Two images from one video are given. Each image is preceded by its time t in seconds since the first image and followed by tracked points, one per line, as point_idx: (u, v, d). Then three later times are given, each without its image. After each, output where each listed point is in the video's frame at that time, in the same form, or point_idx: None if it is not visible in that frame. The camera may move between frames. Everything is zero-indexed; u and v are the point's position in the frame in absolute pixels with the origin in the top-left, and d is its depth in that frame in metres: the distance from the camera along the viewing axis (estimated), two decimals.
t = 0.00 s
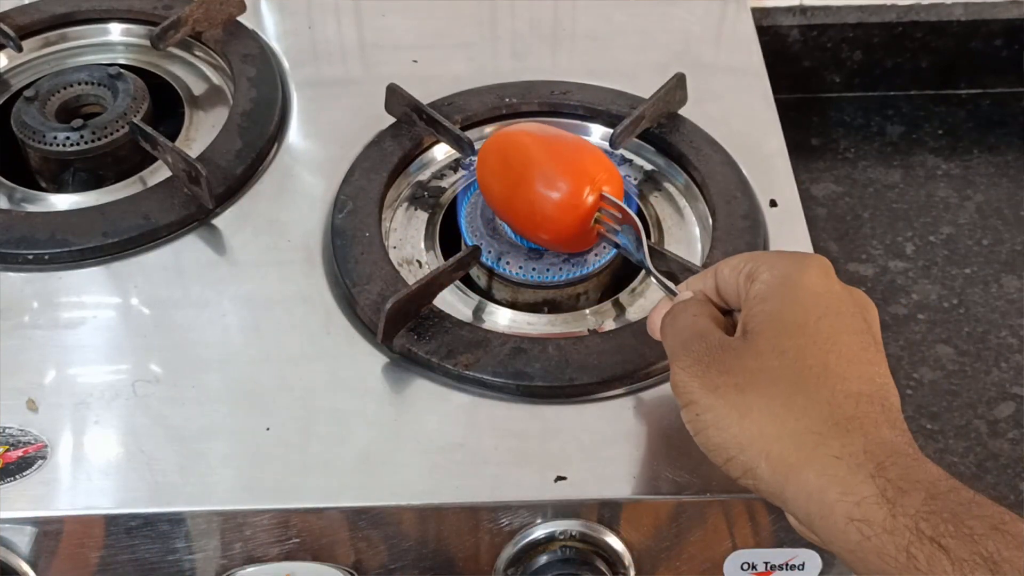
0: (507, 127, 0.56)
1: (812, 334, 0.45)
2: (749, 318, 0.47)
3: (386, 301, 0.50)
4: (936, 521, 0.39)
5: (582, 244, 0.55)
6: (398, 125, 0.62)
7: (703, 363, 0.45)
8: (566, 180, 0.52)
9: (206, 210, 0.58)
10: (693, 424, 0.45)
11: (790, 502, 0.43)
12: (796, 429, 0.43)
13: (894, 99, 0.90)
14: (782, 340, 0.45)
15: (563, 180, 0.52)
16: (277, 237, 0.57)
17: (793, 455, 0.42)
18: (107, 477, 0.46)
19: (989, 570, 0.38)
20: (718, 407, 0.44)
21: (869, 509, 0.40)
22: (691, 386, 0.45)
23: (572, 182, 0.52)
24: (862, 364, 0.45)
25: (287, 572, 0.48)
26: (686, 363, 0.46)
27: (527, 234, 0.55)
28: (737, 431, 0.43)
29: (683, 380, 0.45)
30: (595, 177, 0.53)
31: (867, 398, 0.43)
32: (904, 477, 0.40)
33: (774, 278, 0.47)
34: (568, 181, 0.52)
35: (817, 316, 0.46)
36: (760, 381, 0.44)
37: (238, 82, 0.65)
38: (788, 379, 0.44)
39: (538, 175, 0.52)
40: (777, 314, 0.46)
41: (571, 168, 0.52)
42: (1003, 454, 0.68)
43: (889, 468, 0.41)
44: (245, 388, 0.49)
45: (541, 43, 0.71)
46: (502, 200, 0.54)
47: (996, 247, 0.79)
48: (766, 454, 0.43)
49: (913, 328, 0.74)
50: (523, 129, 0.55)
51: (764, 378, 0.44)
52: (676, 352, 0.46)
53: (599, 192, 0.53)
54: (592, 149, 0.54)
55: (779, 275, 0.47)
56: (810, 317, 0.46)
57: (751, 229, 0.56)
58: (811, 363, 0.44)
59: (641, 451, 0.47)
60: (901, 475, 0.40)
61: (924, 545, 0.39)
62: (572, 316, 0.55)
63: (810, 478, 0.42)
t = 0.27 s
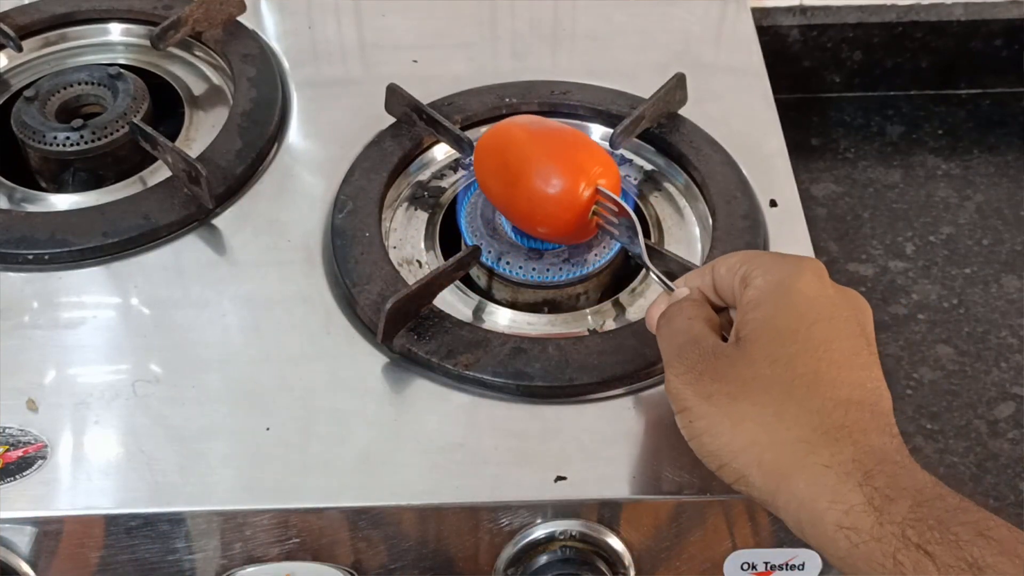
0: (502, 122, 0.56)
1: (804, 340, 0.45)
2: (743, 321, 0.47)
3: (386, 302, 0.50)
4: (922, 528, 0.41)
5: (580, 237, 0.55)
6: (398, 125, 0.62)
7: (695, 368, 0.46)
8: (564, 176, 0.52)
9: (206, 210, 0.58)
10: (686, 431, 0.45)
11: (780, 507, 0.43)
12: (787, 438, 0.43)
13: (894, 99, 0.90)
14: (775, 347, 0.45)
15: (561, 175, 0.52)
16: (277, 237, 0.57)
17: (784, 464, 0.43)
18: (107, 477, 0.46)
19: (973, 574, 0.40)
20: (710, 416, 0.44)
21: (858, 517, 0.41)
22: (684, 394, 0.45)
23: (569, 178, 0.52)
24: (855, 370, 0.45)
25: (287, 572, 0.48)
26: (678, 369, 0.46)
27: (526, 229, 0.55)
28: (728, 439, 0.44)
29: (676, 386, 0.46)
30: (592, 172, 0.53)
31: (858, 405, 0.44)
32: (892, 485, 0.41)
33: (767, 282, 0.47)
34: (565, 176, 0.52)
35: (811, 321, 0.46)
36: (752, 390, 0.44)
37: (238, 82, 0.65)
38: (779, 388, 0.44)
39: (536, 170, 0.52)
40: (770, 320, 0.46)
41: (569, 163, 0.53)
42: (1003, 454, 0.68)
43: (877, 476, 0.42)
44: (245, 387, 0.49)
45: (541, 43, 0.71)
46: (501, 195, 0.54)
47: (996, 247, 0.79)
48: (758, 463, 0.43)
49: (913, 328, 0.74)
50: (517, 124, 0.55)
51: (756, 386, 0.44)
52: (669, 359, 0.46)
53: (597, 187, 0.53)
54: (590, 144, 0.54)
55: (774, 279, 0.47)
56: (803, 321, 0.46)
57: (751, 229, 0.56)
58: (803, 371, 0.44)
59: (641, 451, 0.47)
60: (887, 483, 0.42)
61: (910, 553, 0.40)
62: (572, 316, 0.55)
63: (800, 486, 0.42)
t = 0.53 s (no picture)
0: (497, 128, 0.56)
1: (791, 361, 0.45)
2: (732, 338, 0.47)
3: (386, 302, 0.50)
4: (901, 552, 0.41)
5: (576, 239, 0.55)
6: (398, 125, 0.62)
7: (683, 390, 0.46)
8: (558, 176, 0.52)
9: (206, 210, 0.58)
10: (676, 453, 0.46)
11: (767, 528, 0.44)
12: (773, 464, 0.44)
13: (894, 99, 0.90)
14: (762, 370, 0.45)
15: (555, 176, 0.52)
16: (277, 237, 0.57)
17: (770, 489, 0.44)
18: (107, 477, 0.46)
19: None
20: (699, 441, 0.45)
21: (840, 542, 0.42)
22: (673, 418, 0.46)
23: (564, 179, 0.52)
24: (841, 390, 0.45)
25: (287, 572, 0.48)
26: (667, 390, 0.46)
27: (522, 230, 0.55)
28: (717, 464, 0.44)
29: (665, 408, 0.46)
30: (588, 173, 0.53)
31: (842, 427, 0.44)
32: (872, 510, 0.42)
33: (756, 302, 0.47)
34: (560, 177, 0.52)
35: (797, 341, 0.46)
36: (739, 416, 0.45)
37: (238, 82, 0.65)
38: (765, 412, 0.45)
39: (531, 171, 0.52)
40: (758, 344, 0.46)
41: (564, 165, 0.53)
42: (1003, 454, 0.68)
43: (857, 502, 0.43)
44: (245, 387, 0.49)
45: (541, 43, 0.71)
46: (497, 197, 0.54)
47: (996, 247, 0.79)
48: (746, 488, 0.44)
49: (913, 328, 0.74)
50: (513, 129, 0.55)
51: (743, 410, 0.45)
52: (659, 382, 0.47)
53: (591, 188, 0.53)
54: (586, 146, 0.54)
55: (762, 300, 0.47)
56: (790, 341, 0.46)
57: (751, 229, 0.56)
58: (789, 394, 0.45)
59: (641, 451, 0.47)
60: (868, 508, 0.42)
61: None
62: (572, 315, 0.55)
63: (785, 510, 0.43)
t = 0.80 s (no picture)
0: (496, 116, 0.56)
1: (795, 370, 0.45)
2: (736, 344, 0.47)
3: (386, 302, 0.50)
4: (895, 565, 0.41)
5: (577, 230, 0.55)
6: (398, 125, 0.62)
7: (684, 398, 0.46)
8: (560, 170, 0.52)
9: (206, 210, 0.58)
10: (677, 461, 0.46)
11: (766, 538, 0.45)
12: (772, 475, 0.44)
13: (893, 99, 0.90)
14: (763, 381, 0.45)
15: (557, 169, 0.52)
16: (277, 237, 0.57)
17: (768, 500, 0.44)
18: (107, 477, 0.46)
19: None
20: (698, 450, 0.45)
21: (836, 555, 0.42)
22: (674, 427, 0.45)
23: (566, 172, 0.52)
24: (845, 399, 0.45)
25: (287, 572, 0.49)
26: (668, 398, 0.46)
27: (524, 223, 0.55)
28: (717, 474, 0.44)
29: (665, 415, 0.46)
30: (589, 166, 0.53)
31: (844, 438, 0.44)
32: (868, 523, 0.42)
33: (758, 310, 0.46)
34: (562, 170, 0.52)
35: (802, 349, 0.45)
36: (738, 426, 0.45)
37: (238, 82, 0.65)
38: (765, 423, 0.44)
39: (532, 164, 0.52)
40: (759, 354, 0.45)
41: (565, 157, 0.53)
42: (1003, 454, 0.68)
43: (854, 514, 0.43)
44: (246, 387, 0.49)
45: (540, 43, 0.71)
46: (499, 190, 0.54)
47: (996, 247, 0.79)
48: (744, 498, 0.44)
49: (913, 328, 0.74)
50: (513, 118, 0.55)
51: (745, 419, 0.45)
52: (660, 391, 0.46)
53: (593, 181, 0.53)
54: (587, 137, 0.54)
55: (765, 308, 0.46)
56: (796, 349, 0.45)
57: (751, 229, 0.56)
58: (791, 404, 0.44)
59: (641, 451, 0.47)
60: (864, 520, 0.42)
61: None
62: (572, 316, 0.55)
63: (782, 520, 0.43)
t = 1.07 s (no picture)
0: (507, 115, 0.57)
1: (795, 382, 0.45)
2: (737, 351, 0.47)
3: (386, 302, 0.50)
4: None
5: (586, 229, 0.55)
6: (398, 125, 0.62)
7: (683, 406, 0.46)
8: (566, 168, 0.52)
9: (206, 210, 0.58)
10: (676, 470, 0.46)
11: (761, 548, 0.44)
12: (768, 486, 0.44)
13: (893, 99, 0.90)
14: (763, 392, 0.45)
15: (563, 168, 0.52)
16: (277, 237, 0.57)
17: (763, 511, 0.43)
18: (107, 477, 0.46)
19: None
20: (695, 459, 0.44)
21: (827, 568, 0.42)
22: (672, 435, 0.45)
23: (572, 171, 0.52)
24: (844, 413, 0.44)
25: (287, 572, 0.49)
26: (666, 406, 0.46)
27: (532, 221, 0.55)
28: (713, 483, 0.44)
29: (665, 423, 0.46)
30: (596, 165, 0.52)
31: (840, 451, 0.44)
32: (860, 536, 0.42)
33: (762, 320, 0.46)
34: (568, 169, 0.52)
35: (803, 360, 0.45)
36: (737, 436, 0.44)
37: (238, 82, 0.65)
38: (763, 433, 0.44)
39: (539, 163, 0.53)
40: (761, 364, 0.45)
41: (572, 156, 0.52)
42: (1003, 454, 0.68)
43: (846, 527, 0.42)
44: (245, 387, 0.49)
45: (540, 43, 0.71)
46: (507, 188, 0.55)
47: (996, 247, 0.79)
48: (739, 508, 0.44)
49: (913, 328, 0.74)
50: (522, 117, 0.55)
51: (743, 429, 0.44)
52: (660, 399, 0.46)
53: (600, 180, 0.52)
54: (595, 136, 0.54)
55: (768, 319, 0.46)
56: (796, 360, 0.45)
57: (751, 229, 0.56)
58: (790, 416, 0.44)
59: (641, 451, 0.47)
60: (857, 534, 0.42)
61: None
62: (572, 315, 0.55)
63: (777, 531, 0.43)
